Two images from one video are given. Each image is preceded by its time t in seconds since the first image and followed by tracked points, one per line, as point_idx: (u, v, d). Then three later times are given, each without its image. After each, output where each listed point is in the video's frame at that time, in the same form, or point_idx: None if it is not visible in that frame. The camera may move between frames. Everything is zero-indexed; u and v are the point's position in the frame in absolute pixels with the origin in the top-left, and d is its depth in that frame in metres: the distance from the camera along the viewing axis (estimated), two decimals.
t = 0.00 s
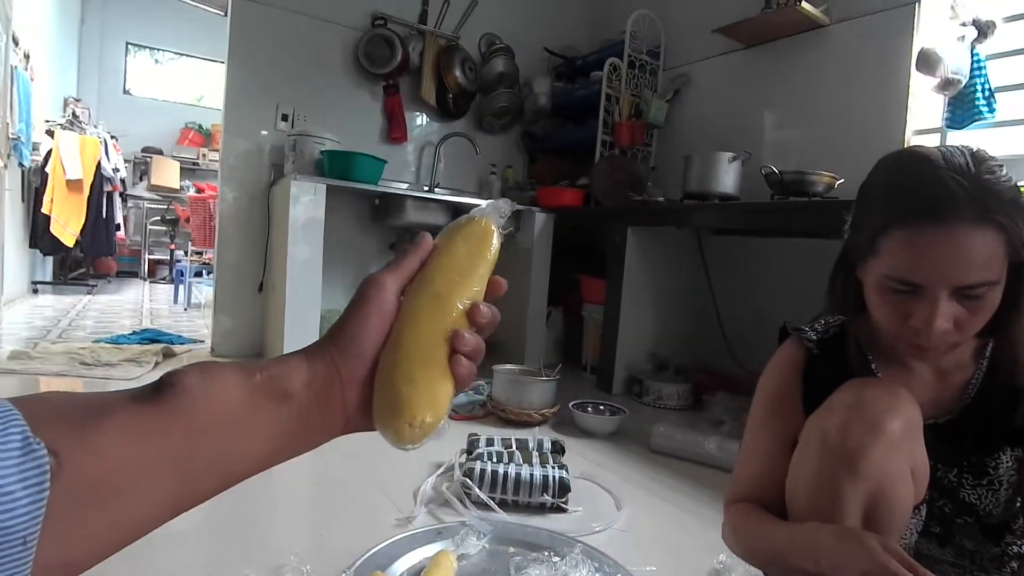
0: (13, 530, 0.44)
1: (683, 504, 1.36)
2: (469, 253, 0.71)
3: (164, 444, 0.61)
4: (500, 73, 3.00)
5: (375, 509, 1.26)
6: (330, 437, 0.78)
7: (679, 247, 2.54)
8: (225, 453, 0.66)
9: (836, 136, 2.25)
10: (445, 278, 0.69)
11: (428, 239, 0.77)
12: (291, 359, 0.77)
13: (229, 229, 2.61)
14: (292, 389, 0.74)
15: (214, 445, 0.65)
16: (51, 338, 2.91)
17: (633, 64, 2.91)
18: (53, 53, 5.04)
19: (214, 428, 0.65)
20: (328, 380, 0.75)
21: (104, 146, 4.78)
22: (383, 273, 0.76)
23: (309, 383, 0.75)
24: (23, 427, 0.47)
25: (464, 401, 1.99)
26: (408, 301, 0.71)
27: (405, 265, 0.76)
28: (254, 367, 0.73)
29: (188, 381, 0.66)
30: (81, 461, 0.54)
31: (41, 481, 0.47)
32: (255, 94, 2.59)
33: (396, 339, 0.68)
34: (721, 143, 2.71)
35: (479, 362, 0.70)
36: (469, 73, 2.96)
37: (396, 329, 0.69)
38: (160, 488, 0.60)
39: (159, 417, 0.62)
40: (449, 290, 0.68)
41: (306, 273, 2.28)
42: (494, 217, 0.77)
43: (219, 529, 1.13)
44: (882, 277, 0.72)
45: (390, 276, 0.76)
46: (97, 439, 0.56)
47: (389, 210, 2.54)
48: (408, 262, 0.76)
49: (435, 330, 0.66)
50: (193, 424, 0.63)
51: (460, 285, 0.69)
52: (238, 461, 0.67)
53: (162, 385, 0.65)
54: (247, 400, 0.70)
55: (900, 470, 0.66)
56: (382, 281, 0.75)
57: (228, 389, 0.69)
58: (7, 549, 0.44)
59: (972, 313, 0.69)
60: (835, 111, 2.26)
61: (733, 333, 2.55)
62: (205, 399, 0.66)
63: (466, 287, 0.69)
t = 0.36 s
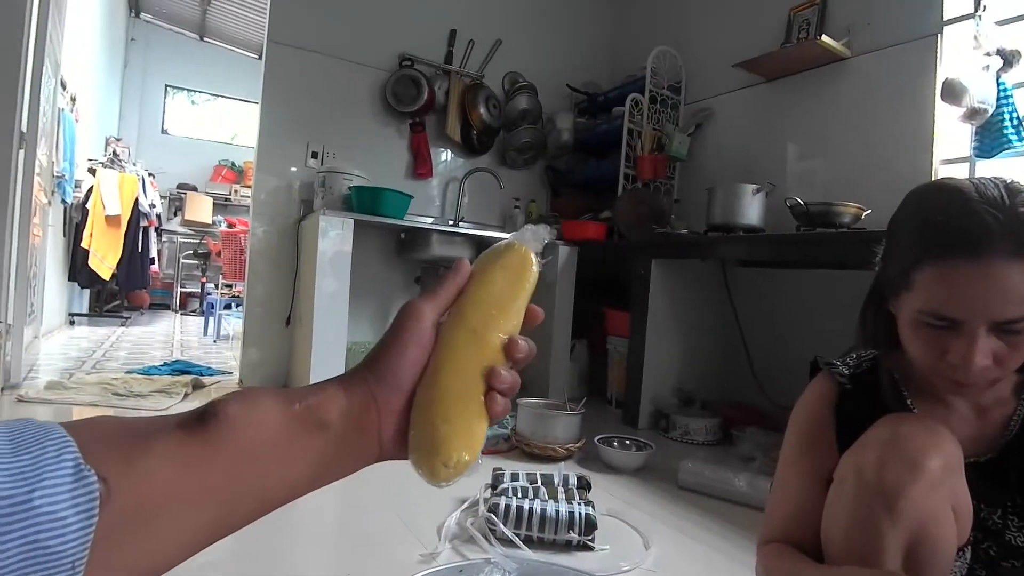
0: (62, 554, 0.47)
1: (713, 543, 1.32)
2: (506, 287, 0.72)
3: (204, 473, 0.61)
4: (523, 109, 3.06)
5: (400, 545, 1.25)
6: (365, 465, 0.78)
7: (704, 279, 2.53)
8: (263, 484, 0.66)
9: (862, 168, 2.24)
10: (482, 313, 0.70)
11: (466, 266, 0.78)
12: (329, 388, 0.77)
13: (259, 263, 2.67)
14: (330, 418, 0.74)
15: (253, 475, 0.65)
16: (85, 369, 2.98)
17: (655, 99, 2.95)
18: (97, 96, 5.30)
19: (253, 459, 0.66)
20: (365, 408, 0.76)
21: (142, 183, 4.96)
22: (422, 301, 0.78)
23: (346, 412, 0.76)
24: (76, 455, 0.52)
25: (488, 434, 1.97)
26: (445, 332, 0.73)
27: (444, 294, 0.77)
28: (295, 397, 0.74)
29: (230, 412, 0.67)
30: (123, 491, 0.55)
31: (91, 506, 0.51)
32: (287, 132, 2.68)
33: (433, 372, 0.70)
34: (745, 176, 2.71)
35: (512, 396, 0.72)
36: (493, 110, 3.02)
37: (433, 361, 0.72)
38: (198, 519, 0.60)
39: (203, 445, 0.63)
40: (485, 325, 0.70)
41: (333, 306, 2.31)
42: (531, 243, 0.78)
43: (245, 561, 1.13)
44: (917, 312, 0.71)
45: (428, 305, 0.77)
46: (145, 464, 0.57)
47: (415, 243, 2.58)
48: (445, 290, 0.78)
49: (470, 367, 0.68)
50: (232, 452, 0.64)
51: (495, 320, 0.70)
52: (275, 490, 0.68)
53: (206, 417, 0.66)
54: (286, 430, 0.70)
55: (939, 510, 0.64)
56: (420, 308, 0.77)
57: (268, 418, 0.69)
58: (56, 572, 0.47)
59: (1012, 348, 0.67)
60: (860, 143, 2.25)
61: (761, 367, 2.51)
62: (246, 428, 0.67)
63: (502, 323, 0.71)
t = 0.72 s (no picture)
0: None
1: (739, 556, 1.29)
2: (533, 322, 0.70)
3: (222, 511, 0.62)
4: (543, 116, 3.06)
5: (420, 554, 1.23)
6: (389, 498, 0.77)
7: (728, 286, 2.49)
8: (281, 522, 0.66)
9: (890, 172, 2.19)
10: (509, 352, 0.69)
11: (492, 288, 0.74)
12: (353, 421, 0.76)
13: (281, 270, 2.70)
14: (353, 453, 0.73)
15: (271, 513, 0.65)
16: (112, 374, 3.03)
17: (676, 104, 2.92)
18: (127, 107, 5.43)
19: (271, 496, 0.66)
20: (388, 443, 0.75)
21: (169, 192, 5.06)
22: (447, 332, 0.75)
23: (370, 446, 0.74)
24: (96, 489, 0.54)
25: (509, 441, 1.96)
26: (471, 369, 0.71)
27: (468, 322, 0.74)
28: (318, 430, 0.73)
29: (251, 448, 0.67)
30: (139, 530, 0.55)
31: (109, 541, 0.52)
32: (309, 141, 2.71)
33: (460, 412, 0.69)
34: (769, 181, 2.67)
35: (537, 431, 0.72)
36: (513, 117, 3.02)
37: (459, 401, 0.70)
38: (214, 557, 0.61)
39: (222, 482, 0.63)
40: (513, 366, 0.69)
41: (353, 313, 2.31)
42: (554, 266, 0.78)
43: (265, 568, 1.13)
44: (958, 319, 0.68)
45: (453, 337, 0.75)
46: (162, 501, 0.58)
47: (435, 250, 2.58)
48: (471, 320, 0.74)
49: (499, 411, 0.68)
50: (251, 490, 0.65)
51: (524, 360, 0.69)
52: (294, 527, 0.67)
53: (227, 451, 0.66)
54: (307, 466, 0.69)
55: (982, 526, 0.60)
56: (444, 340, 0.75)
57: (289, 453, 0.69)
58: None
59: None
60: (887, 147, 2.20)
61: (787, 375, 2.46)
62: (267, 464, 0.67)
63: (530, 363, 0.69)
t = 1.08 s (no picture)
0: None
1: (758, 553, 1.28)
2: (552, 322, 0.70)
3: (244, 513, 0.62)
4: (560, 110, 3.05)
5: (437, 547, 1.24)
6: (410, 497, 0.77)
7: (747, 280, 2.47)
8: (303, 523, 0.66)
9: (914, 164, 2.15)
10: (529, 354, 0.68)
11: (511, 285, 0.74)
12: (373, 422, 0.76)
13: (300, 264, 2.72)
14: (375, 453, 0.73)
15: (295, 513, 0.65)
16: (134, 367, 3.07)
17: (695, 97, 2.89)
18: (148, 104, 5.49)
19: (295, 498, 0.66)
20: (410, 443, 0.75)
21: (189, 188, 5.13)
22: (466, 331, 0.75)
23: (391, 447, 0.74)
24: (122, 491, 0.54)
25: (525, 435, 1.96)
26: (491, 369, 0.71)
27: (488, 320, 0.74)
28: (339, 431, 0.73)
29: (273, 449, 0.67)
30: (166, 530, 0.56)
31: (134, 544, 0.52)
32: (326, 136, 2.72)
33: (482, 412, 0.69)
34: (789, 174, 2.63)
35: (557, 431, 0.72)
36: (530, 110, 3.01)
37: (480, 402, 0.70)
38: (236, 559, 0.61)
39: (245, 485, 0.63)
40: (533, 366, 0.68)
41: (370, 308, 2.32)
42: (572, 260, 0.77)
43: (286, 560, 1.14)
44: (994, 314, 0.65)
45: (472, 335, 0.74)
46: (188, 504, 0.58)
47: (451, 244, 2.58)
48: (490, 317, 0.73)
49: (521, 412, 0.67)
50: (275, 491, 0.64)
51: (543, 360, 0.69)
52: (316, 528, 0.67)
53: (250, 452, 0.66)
54: (329, 467, 0.69)
55: (1017, 524, 0.58)
56: (464, 340, 0.74)
57: (311, 454, 0.69)
58: None
59: None
60: (912, 138, 2.16)
61: (807, 371, 2.42)
62: (290, 465, 0.67)
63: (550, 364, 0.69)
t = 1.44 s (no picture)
0: None
1: (767, 553, 1.27)
2: (561, 334, 0.69)
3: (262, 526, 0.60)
4: (570, 107, 3.04)
5: (445, 544, 1.24)
6: (426, 514, 0.74)
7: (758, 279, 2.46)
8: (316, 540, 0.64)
9: (929, 163, 2.12)
10: (539, 373, 0.68)
11: (518, 300, 0.73)
12: (388, 436, 0.73)
13: (310, 262, 2.73)
14: (391, 467, 0.70)
15: (308, 530, 0.63)
16: (147, 362, 3.10)
17: (706, 94, 2.87)
18: (161, 102, 5.54)
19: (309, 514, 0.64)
20: (426, 458, 0.72)
21: (201, 185, 5.17)
22: (476, 341, 0.74)
23: (406, 463, 0.71)
24: (140, 504, 0.54)
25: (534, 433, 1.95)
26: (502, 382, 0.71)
27: (498, 331, 0.73)
28: (354, 446, 0.70)
29: (289, 463, 0.65)
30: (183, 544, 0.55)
31: (151, 559, 0.52)
32: (337, 134, 2.73)
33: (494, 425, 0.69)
34: (802, 172, 2.61)
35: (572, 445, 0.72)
36: (540, 108, 3.00)
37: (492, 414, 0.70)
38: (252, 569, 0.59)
39: (261, 498, 0.61)
40: (543, 380, 0.68)
41: (379, 306, 2.33)
42: (575, 280, 0.75)
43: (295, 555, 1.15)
44: (1015, 316, 0.63)
45: (482, 345, 0.73)
46: (204, 516, 0.57)
47: (461, 242, 2.56)
48: (498, 330, 0.73)
49: (532, 426, 0.67)
50: (289, 506, 0.62)
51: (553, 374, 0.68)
52: (329, 545, 0.65)
53: (265, 466, 0.64)
54: (342, 482, 0.67)
55: None
56: (473, 356, 0.73)
57: (325, 468, 0.66)
58: None
59: None
60: (927, 136, 2.13)
61: (819, 371, 2.40)
62: (305, 480, 0.64)
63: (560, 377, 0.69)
